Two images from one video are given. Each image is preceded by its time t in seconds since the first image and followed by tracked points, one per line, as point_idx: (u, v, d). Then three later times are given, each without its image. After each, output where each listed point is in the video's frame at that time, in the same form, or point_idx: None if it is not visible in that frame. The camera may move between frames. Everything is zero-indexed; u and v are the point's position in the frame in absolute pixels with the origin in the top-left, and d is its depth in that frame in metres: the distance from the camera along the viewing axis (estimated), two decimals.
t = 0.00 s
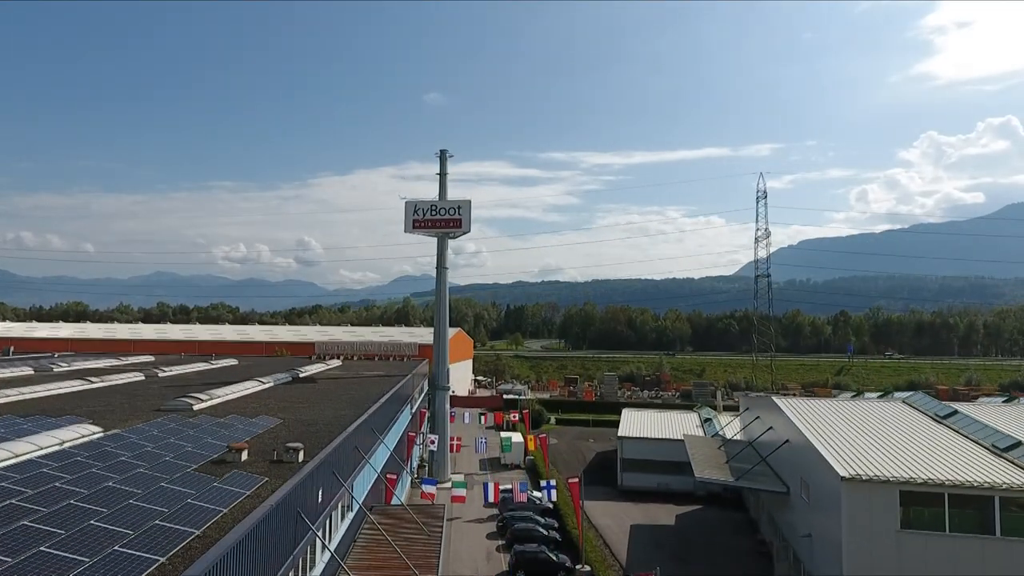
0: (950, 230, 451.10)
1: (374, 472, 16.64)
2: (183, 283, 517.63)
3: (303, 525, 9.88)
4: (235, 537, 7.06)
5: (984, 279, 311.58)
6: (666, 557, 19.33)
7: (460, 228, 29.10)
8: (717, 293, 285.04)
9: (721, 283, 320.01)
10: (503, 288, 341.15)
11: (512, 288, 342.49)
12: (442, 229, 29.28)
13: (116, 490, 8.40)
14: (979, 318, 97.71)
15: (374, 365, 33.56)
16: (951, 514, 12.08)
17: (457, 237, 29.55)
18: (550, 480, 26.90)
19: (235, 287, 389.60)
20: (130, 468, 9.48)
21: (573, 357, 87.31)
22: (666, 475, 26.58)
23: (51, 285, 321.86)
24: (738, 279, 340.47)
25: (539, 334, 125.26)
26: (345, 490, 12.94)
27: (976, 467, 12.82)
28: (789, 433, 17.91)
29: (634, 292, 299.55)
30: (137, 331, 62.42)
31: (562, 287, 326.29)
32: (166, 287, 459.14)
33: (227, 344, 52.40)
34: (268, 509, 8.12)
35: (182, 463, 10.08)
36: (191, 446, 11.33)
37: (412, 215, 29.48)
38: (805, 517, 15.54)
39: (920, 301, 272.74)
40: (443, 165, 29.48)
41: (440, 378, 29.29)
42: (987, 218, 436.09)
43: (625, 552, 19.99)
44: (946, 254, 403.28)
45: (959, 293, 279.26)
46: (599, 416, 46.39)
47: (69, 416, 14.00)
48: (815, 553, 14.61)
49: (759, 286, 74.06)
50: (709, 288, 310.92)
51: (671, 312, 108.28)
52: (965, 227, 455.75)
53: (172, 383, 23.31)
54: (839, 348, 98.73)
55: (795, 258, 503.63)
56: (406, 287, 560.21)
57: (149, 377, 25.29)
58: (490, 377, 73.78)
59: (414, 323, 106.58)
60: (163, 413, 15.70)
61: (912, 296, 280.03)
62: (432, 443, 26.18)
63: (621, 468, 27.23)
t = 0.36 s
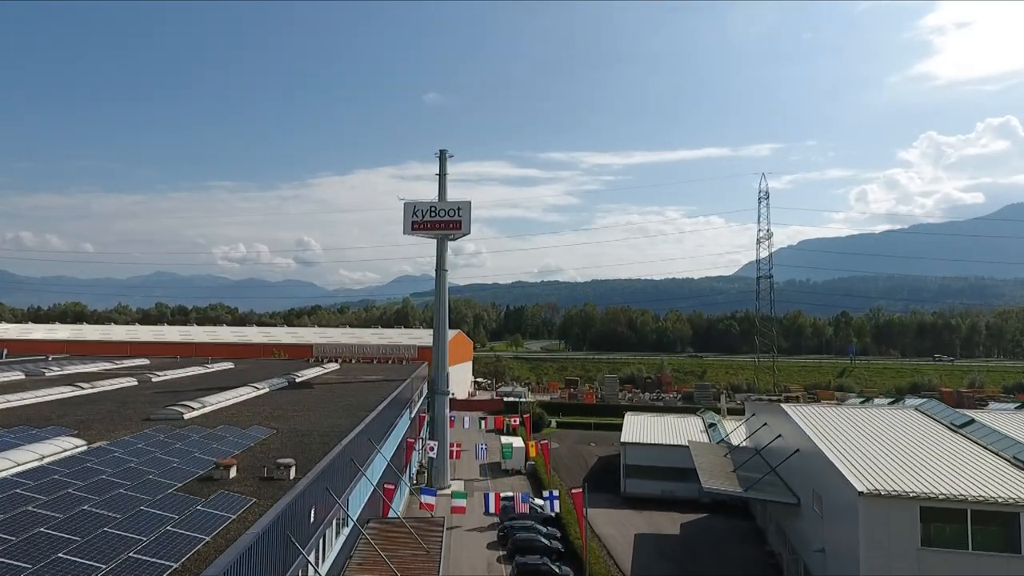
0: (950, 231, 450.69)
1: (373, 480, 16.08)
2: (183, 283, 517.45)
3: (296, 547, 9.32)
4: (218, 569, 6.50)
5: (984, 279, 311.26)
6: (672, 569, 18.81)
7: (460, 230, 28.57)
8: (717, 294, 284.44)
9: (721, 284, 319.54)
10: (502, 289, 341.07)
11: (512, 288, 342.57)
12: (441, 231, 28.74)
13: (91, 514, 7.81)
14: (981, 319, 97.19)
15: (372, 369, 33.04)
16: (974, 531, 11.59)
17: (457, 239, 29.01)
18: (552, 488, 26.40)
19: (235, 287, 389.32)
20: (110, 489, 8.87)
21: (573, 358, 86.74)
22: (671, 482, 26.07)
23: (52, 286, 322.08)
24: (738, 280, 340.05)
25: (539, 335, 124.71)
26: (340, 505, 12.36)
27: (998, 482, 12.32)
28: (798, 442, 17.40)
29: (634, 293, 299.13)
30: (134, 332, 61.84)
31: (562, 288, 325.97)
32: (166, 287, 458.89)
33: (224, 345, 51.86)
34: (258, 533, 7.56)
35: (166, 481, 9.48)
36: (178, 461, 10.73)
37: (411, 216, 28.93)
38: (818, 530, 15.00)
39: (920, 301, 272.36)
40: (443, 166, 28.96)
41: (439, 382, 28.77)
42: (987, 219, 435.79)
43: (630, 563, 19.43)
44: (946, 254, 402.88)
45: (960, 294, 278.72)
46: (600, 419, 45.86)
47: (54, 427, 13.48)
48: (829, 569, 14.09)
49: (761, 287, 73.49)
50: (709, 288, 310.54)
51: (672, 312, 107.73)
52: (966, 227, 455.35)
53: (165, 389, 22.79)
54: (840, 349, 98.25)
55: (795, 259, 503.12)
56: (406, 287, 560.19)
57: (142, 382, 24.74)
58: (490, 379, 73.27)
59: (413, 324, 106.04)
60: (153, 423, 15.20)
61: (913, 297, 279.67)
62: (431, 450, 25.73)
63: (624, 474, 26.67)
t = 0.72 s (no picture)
0: (950, 231, 450.02)
1: (371, 489, 15.51)
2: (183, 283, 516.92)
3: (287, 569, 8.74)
4: None
5: (984, 279, 310.77)
6: None
7: (460, 230, 28.03)
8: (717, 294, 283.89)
9: (721, 283, 318.97)
10: (502, 288, 340.57)
11: (512, 288, 342.28)
12: (441, 231, 28.21)
13: (62, 538, 7.23)
14: (983, 320, 96.62)
15: (371, 371, 32.53)
16: (1000, 548, 11.07)
17: (457, 239, 28.47)
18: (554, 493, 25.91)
19: (234, 287, 389.00)
20: (87, 509, 8.27)
21: (574, 359, 86.08)
22: (675, 488, 25.57)
23: (52, 286, 321.80)
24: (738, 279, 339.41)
25: (539, 336, 124.13)
26: (334, 520, 11.77)
27: None
28: (809, 450, 16.84)
29: (634, 293, 298.56)
30: (131, 334, 61.22)
31: (562, 287, 325.64)
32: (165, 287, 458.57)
33: (222, 347, 51.29)
34: (243, 559, 6.98)
35: (149, 499, 8.89)
36: (164, 476, 10.15)
37: (409, 217, 28.38)
38: (833, 543, 14.45)
39: (921, 301, 271.73)
40: (442, 165, 28.42)
41: (439, 386, 28.22)
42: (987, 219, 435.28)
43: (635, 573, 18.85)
44: (946, 254, 402.47)
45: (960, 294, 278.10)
46: (602, 421, 45.31)
47: (38, 437, 12.96)
48: None
49: (763, 287, 72.86)
50: (709, 288, 309.97)
51: (673, 313, 107.16)
52: (966, 227, 454.82)
53: (158, 394, 22.26)
54: (842, 350, 97.72)
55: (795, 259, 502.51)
56: (406, 287, 559.67)
57: (135, 387, 24.20)
58: (490, 380, 72.72)
59: (413, 325, 105.50)
60: (141, 431, 14.66)
61: (913, 297, 279.18)
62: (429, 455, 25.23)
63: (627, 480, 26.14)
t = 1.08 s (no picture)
0: (950, 231, 449.76)
1: (368, 498, 14.93)
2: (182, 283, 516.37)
3: None
4: None
5: (984, 279, 310.65)
6: None
7: (460, 230, 27.47)
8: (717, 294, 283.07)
9: (721, 283, 318.31)
10: (502, 289, 339.87)
11: (512, 288, 341.66)
12: (441, 231, 27.64)
13: (28, 563, 6.63)
14: (986, 320, 96.20)
15: (369, 373, 31.99)
16: None
17: (457, 239, 27.90)
18: (556, 498, 25.35)
19: (234, 287, 388.30)
20: (60, 528, 7.67)
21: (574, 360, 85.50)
22: (680, 493, 25.03)
23: (51, 286, 320.94)
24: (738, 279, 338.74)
25: (539, 336, 123.64)
26: (329, 534, 11.19)
27: None
28: (822, 457, 16.29)
29: (634, 293, 298.14)
30: (127, 335, 60.54)
31: (562, 287, 325.11)
32: (164, 287, 457.74)
33: (219, 347, 50.72)
34: None
35: (128, 515, 8.29)
36: (147, 488, 9.55)
37: (408, 216, 27.83)
38: (849, 555, 13.90)
39: (921, 302, 271.26)
40: (441, 163, 27.86)
41: (438, 388, 27.66)
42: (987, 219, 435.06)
43: None
44: (946, 254, 402.13)
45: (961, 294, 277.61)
46: (603, 423, 44.77)
47: (19, 445, 12.39)
48: None
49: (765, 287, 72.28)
50: (709, 288, 309.58)
51: (673, 313, 106.63)
52: (965, 227, 454.73)
53: (150, 398, 21.68)
54: (844, 351, 97.18)
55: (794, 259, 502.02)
56: (406, 287, 559.08)
57: (127, 390, 23.63)
58: (490, 381, 72.18)
59: (412, 325, 104.94)
60: (129, 437, 14.09)
61: (913, 297, 278.62)
62: (428, 459, 24.67)
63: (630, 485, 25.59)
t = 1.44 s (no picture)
0: (951, 231, 449.51)
1: (365, 507, 14.30)
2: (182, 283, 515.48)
3: None
4: None
5: (985, 279, 310.16)
6: None
7: (461, 229, 26.89)
8: (718, 294, 282.48)
9: (720, 283, 317.75)
10: (502, 288, 339.74)
11: (512, 288, 341.81)
12: (441, 230, 27.07)
13: None
14: (989, 320, 95.66)
15: (368, 375, 31.41)
16: None
17: (457, 238, 27.34)
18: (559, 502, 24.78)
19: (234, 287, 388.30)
20: (29, 549, 7.07)
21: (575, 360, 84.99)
22: (685, 498, 24.47)
23: (50, 287, 320.39)
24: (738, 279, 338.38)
25: (539, 336, 123.08)
26: (324, 549, 10.57)
27: None
28: (836, 463, 15.71)
29: (634, 293, 297.58)
30: (123, 336, 59.93)
31: (561, 287, 324.53)
32: (163, 287, 457.11)
33: (216, 348, 50.11)
34: None
35: (104, 533, 7.69)
36: (128, 503, 8.94)
37: (408, 214, 27.25)
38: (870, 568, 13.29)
39: (922, 302, 270.87)
40: (441, 161, 27.29)
41: (438, 390, 27.11)
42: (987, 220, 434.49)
43: None
44: (947, 254, 401.66)
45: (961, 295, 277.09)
46: (605, 425, 44.19)
47: None
48: None
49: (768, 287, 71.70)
50: (709, 288, 309.25)
51: (675, 313, 106.09)
52: (966, 227, 454.17)
53: (142, 400, 21.10)
54: (847, 351, 96.73)
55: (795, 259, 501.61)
56: (406, 287, 558.86)
57: (119, 392, 23.07)
58: (490, 382, 71.67)
59: (411, 325, 104.31)
60: (116, 444, 13.51)
61: (914, 297, 278.30)
62: (428, 464, 24.09)
63: (634, 490, 25.02)
